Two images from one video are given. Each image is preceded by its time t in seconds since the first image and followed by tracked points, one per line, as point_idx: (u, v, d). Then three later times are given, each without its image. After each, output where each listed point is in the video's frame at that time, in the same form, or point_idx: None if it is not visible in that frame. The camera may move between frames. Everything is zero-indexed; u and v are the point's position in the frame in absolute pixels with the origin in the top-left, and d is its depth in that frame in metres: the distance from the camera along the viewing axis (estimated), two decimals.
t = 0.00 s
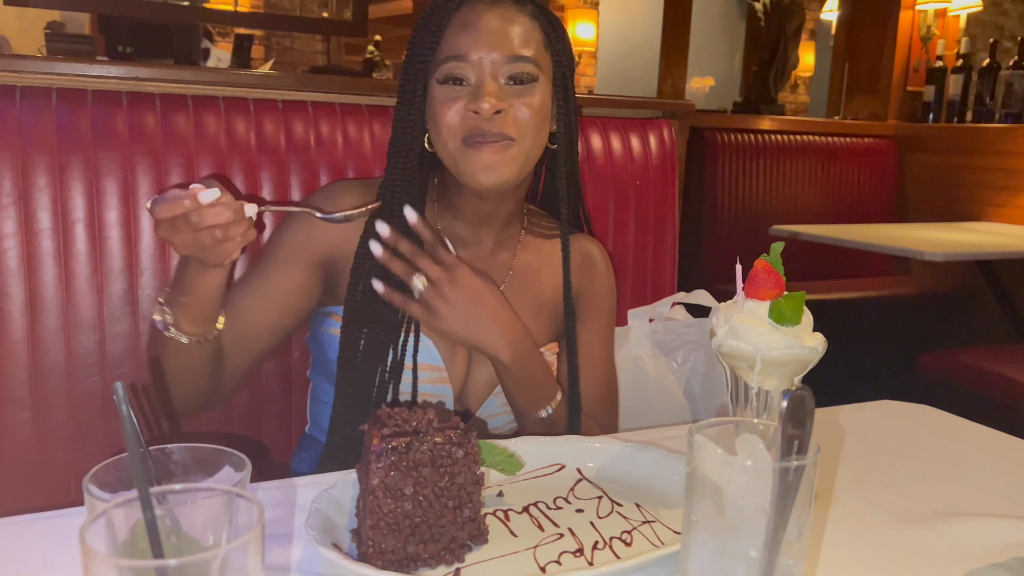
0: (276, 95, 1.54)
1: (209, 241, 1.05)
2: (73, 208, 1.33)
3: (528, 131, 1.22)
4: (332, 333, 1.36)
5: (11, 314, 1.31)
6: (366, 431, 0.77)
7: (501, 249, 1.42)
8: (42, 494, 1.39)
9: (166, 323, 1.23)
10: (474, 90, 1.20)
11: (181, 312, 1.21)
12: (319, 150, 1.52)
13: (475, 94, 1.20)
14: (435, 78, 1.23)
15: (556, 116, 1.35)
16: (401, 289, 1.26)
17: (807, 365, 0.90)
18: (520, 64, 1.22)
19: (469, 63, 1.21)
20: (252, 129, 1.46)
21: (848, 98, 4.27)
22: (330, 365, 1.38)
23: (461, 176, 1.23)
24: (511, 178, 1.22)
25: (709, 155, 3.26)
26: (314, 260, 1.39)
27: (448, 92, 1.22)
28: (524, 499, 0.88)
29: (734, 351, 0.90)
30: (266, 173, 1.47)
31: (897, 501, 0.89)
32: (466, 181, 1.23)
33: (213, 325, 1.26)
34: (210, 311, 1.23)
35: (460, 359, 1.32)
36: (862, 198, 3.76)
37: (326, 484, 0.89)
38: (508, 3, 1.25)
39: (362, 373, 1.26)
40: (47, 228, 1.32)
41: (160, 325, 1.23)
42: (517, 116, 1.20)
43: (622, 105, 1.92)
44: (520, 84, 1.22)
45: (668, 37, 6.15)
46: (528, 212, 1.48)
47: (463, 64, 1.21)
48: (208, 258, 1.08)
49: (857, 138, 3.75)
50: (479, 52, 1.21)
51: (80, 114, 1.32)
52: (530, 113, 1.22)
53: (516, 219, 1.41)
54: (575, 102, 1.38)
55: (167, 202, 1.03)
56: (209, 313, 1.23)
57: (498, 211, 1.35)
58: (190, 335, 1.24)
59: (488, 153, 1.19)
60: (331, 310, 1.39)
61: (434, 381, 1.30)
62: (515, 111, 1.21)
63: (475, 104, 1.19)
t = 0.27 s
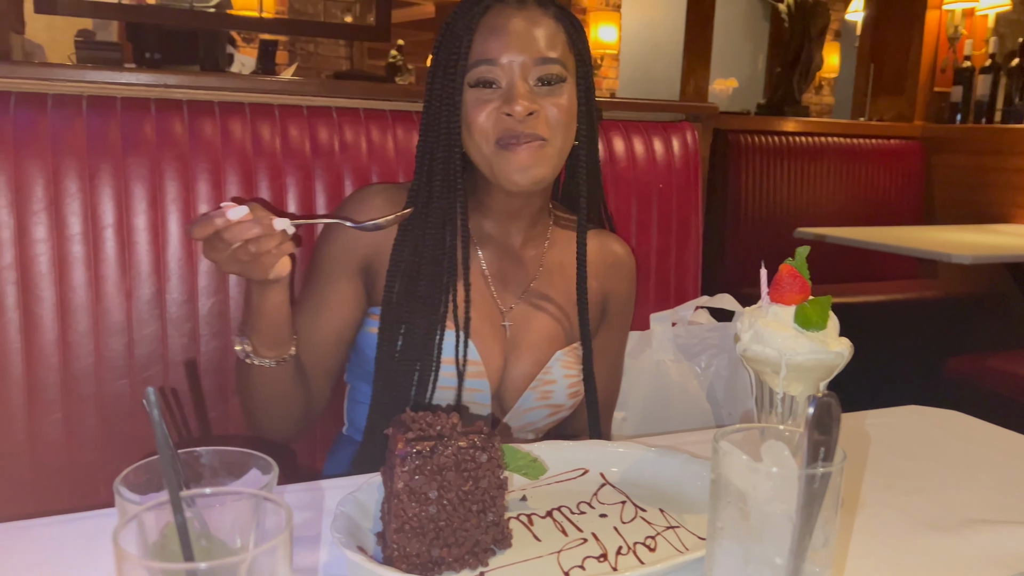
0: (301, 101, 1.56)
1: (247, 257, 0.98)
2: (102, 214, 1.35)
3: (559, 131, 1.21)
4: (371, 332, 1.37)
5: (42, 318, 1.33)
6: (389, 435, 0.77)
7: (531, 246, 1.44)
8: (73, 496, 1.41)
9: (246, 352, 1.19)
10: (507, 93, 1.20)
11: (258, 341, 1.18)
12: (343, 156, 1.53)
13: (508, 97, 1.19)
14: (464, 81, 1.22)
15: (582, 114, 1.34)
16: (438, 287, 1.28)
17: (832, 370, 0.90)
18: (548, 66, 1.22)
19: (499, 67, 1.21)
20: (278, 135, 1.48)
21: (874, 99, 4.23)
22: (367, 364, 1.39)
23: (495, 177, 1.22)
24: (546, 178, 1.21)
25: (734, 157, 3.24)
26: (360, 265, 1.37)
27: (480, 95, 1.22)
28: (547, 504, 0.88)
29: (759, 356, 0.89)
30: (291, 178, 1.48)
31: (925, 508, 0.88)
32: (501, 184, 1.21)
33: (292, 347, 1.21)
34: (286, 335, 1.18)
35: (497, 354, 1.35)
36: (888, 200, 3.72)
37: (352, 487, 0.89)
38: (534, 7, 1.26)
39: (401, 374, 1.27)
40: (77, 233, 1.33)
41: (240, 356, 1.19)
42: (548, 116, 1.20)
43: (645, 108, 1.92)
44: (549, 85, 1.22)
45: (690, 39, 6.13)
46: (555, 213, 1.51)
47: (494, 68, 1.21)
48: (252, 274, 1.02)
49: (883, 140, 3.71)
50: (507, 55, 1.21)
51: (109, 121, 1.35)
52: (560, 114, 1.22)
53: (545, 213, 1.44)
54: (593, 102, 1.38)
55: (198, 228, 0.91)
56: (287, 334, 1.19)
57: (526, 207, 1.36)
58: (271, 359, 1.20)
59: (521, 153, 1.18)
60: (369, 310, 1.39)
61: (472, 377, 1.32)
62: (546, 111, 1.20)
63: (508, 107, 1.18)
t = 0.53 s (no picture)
0: (320, 105, 1.56)
1: (283, 265, 0.99)
2: (125, 218, 1.36)
3: (579, 141, 1.22)
4: (393, 334, 1.38)
5: (66, 320, 1.35)
6: (409, 439, 0.77)
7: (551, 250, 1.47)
8: (96, 496, 1.43)
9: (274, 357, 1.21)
10: (528, 104, 1.21)
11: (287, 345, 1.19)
12: (363, 159, 1.54)
13: (530, 107, 1.20)
14: (488, 92, 1.23)
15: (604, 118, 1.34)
16: (459, 287, 1.26)
17: (854, 376, 0.89)
18: (571, 76, 1.22)
19: (521, 77, 1.21)
20: (298, 139, 1.49)
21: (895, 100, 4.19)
22: (390, 366, 1.40)
23: (515, 185, 1.23)
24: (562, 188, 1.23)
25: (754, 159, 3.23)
26: (384, 267, 1.38)
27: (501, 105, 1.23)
28: (567, 509, 0.88)
29: (779, 361, 0.89)
30: (311, 182, 1.49)
31: (950, 514, 0.87)
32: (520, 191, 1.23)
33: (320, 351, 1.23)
34: (314, 338, 1.20)
35: (519, 355, 1.36)
36: (910, 203, 3.68)
37: (370, 489, 0.90)
38: (558, 14, 1.25)
39: (425, 376, 1.26)
40: (100, 237, 1.35)
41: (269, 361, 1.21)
42: (570, 127, 1.21)
43: (664, 110, 1.91)
44: (572, 94, 1.23)
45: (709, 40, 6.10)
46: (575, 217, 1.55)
47: (516, 78, 1.21)
48: (287, 280, 1.03)
49: (905, 141, 3.68)
50: (530, 65, 1.21)
51: (132, 125, 1.36)
52: (581, 123, 1.22)
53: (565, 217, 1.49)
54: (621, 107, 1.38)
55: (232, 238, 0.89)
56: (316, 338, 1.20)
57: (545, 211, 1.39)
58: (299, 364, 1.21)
59: (540, 163, 1.20)
60: (392, 312, 1.41)
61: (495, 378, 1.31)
62: (567, 122, 1.21)
63: (529, 118, 1.19)
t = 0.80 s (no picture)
0: (337, 108, 1.57)
1: (307, 266, 0.99)
2: (142, 219, 1.37)
3: (598, 156, 1.22)
4: (404, 334, 1.38)
5: (84, 321, 1.36)
6: (424, 442, 0.77)
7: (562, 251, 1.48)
8: (112, 496, 1.44)
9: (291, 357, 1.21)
10: (550, 118, 1.20)
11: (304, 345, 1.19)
12: (378, 161, 1.55)
13: (551, 122, 1.19)
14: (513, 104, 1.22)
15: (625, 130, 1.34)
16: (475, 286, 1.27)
17: (872, 381, 0.88)
18: (595, 92, 1.21)
19: (546, 90, 1.20)
20: (314, 142, 1.49)
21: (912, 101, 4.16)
22: (399, 366, 1.41)
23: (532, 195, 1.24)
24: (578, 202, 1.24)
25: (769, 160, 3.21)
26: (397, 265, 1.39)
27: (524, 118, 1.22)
28: (581, 514, 0.87)
29: (796, 366, 0.88)
30: (326, 185, 1.50)
31: (969, 522, 0.86)
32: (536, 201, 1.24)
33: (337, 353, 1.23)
34: (331, 339, 1.20)
35: (529, 356, 1.35)
36: (928, 204, 3.66)
37: (384, 492, 0.90)
38: (588, 28, 1.23)
39: (437, 374, 1.26)
40: (118, 239, 1.36)
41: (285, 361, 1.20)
42: (591, 144, 1.20)
43: (679, 112, 1.91)
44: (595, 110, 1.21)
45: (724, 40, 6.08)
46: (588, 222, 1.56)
47: (540, 91, 1.20)
48: (312, 280, 1.03)
49: (923, 142, 3.64)
50: (555, 78, 1.20)
51: (150, 127, 1.37)
52: (602, 139, 1.22)
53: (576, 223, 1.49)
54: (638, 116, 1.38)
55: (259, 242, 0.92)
56: (333, 338, 1.20)
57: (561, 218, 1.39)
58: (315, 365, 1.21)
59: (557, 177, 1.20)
60: (403, 311, 1.41)
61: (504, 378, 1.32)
62: (589, 138, 1.21)
63: (550, 133, 1.19)
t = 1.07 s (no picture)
0: (350, 114, 1.58)
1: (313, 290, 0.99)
2: (157, 225, 1.38)
3: (590, 166, 1.23)
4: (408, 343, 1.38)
5: (98, 326, 1.36)
6: (436, 453, 0.77)
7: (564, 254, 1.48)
8: (127, 500, 1.45)
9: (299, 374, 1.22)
10: (541, 129, 1.20)
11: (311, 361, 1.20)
12: (391, 167, 1.55)
13: (542, 133, 1.20)
14: (505, 110, 1.21)
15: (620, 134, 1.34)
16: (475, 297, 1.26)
17: (886, 393, 0.88)
18: (588, 102, 1.21)
19: (536, 99, 1.20)
20: (327, 147, 1.50)
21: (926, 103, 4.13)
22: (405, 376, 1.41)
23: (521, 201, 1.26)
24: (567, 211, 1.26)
25: (781, 163, 3.19)
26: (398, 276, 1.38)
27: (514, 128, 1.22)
28: (593, 524, 0.87)
29: (810, 377, 0.88)
30: (338, 191, 1.50)
31: (986, 535, 0.85)
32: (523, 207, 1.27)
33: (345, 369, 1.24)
34: (339, 355, 1.21)
35: (533, 363, 1.35)
36: (941, 207, 3.63)
37: (395, 502, 0.90)
38: (581, 35, 1.23)
39: (440, 387, 1.25)
40: (132, 244, 1.37)
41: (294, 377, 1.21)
42: (582, 155, 1.21)
43: (692, 117, 1.91)
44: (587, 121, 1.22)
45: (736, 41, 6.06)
46: (590, 223, 1.56)
47: (531, 101, 1.20)
48: (319, 301, 1.05)
49: (937, 145, 3.62)
50: (548, 87, 1.20)
51: (164, 134, 1.38)
52: (594, 150, 1.23)
53: (578, 227, 1.51)
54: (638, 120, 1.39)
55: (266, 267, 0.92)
56: (340, 354, 1.21)
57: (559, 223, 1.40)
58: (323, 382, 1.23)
59: (548, 187, 1.23)
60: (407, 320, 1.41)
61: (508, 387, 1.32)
62: (581, 148, 1.21)
63: (540, 144, 1.19)
